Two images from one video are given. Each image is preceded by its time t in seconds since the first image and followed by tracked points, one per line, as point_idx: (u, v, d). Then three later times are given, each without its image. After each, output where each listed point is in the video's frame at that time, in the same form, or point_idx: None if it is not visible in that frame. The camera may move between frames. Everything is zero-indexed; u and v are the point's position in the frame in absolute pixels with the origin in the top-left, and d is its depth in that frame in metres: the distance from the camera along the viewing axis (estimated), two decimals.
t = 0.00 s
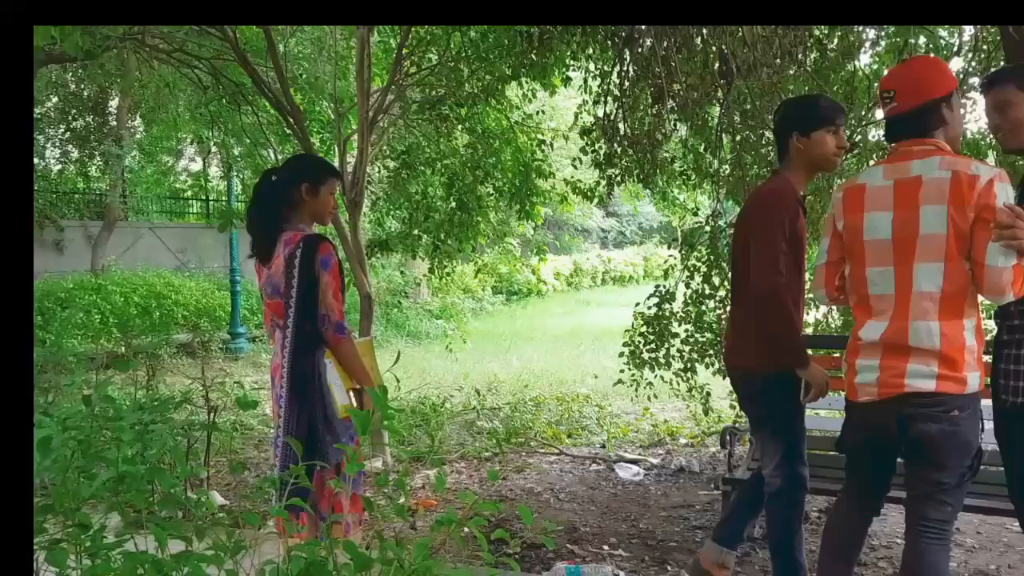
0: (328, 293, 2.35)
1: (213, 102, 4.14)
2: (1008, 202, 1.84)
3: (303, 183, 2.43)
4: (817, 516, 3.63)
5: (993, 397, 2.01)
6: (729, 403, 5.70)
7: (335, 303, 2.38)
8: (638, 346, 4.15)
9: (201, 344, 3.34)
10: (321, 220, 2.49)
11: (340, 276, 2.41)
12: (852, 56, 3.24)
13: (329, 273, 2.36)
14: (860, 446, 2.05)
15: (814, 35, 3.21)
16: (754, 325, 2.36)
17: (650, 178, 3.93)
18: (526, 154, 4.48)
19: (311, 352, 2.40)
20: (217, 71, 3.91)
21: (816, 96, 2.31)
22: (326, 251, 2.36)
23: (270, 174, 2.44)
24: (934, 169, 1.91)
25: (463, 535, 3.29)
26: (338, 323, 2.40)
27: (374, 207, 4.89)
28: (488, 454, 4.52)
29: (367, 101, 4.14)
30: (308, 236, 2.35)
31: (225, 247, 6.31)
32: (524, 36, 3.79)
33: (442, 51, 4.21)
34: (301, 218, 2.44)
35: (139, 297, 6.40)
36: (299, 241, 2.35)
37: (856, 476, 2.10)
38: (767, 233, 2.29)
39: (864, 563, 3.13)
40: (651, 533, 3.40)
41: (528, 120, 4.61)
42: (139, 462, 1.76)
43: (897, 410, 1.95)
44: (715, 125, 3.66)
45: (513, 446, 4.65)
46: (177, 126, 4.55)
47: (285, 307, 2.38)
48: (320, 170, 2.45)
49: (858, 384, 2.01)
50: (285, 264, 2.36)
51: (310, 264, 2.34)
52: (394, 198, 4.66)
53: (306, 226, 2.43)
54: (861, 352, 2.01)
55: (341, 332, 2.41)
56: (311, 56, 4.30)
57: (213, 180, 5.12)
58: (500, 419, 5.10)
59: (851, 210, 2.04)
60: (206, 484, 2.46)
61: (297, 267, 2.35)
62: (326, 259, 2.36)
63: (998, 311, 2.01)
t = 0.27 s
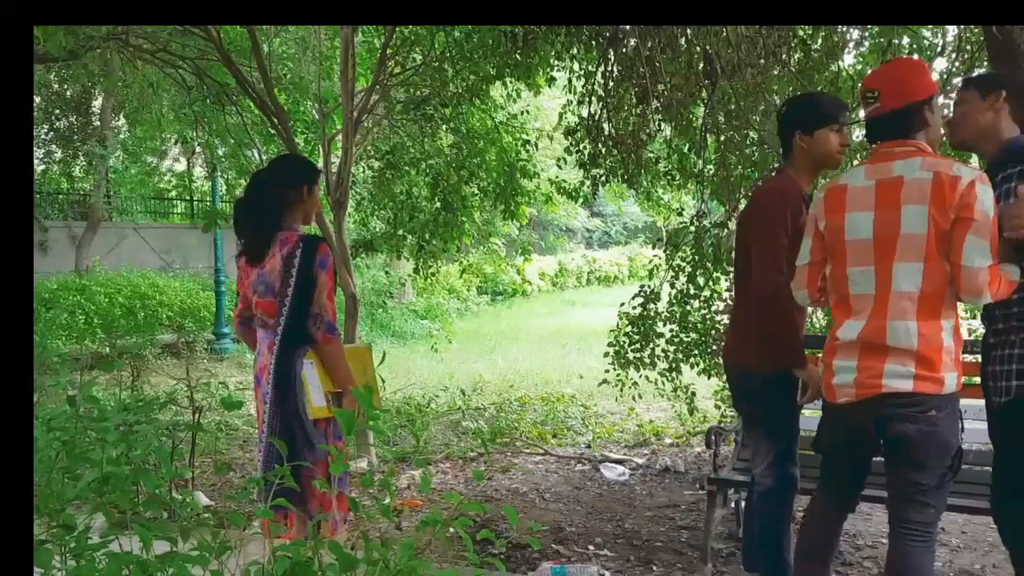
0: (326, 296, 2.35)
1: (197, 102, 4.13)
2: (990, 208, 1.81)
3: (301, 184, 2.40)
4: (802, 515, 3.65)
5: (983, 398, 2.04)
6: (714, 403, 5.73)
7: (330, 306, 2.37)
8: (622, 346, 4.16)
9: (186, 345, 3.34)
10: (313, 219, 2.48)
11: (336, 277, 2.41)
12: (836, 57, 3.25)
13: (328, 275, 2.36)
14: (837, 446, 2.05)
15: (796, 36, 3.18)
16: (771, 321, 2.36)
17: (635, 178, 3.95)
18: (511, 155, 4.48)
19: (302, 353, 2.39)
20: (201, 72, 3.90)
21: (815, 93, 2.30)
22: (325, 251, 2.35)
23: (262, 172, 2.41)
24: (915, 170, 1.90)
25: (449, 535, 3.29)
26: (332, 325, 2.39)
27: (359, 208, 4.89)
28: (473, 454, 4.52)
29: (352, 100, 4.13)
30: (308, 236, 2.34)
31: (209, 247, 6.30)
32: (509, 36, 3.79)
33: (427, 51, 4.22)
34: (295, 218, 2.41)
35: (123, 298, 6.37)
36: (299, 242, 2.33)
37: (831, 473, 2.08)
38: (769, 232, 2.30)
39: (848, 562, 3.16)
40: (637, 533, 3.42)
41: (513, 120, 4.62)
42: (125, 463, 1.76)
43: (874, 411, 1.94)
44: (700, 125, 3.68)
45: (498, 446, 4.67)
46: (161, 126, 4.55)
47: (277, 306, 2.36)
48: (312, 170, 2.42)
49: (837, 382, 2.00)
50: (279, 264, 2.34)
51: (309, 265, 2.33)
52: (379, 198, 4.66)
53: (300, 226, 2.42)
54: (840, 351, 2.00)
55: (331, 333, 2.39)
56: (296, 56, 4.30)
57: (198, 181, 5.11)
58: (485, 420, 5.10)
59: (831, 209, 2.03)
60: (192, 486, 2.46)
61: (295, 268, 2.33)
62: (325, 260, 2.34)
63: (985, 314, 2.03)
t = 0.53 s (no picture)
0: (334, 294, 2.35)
1: (188, 102, 4.12)
2: (932, 209, 1.78)
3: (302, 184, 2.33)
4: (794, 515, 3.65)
5: (961, 399, 2.01)
6: (706, 403, 5.74)
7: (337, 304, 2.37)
8: (614, 346, 4.16)
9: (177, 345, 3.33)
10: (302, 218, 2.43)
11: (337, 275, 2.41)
12: (829, 57, 3.23)
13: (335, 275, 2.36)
14: (802, 448, 2.02)
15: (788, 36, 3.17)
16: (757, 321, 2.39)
17: (627, 178, 3.96)
18: (503, 154, 4.48)
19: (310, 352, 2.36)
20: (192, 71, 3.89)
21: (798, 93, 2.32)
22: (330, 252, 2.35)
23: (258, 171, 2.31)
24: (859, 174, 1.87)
25: (441, 535, 3.29)
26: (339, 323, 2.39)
27: (350, 207, 4.88)
28: (466, 453, 4.52)
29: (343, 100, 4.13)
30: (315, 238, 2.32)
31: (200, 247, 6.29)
32: (501, 36, 3.79)
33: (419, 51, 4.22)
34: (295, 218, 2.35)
35: (114, 298, 6.35)
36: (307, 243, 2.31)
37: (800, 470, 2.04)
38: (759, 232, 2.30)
39: (840, 561, 3.16)
40: (629, 533, 3.42)
41: (505, 120, 4.62)
42: (116, 463, 1.75)
43: (836, 413, 1.90)
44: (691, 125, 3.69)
45: (491, 446, 4.67)
46: (152, 126, 4.54)
47: (285, 306, 2.30)
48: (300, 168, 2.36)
49: (801, 386, 1.96)
50: (287, 263, 2.29)
51: (318, 265, 2.31)
52: (370, 198, 4.65)
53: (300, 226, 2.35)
54: (800, 355, 1.96)
55: (337, 332, 2.39)
56: (287, 56, 4.29)
57: (189, 180, 5.10)
58: (477, 420, 5.10)
59: (781, 216, 2.00)
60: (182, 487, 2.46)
61: (305, 269, 2.30)
62: (331, 260, 2.34)
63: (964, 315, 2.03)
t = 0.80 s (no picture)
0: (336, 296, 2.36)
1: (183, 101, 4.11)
2: (871, 210, 1.80)
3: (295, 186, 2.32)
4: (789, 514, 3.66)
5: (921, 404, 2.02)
6: (701, 402, 5.76)
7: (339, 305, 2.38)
8: (610, 346, 4.16)
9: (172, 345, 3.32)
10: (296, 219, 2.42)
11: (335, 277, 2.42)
12: (823, 57, 3.21)
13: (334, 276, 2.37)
14: (762, 451, 2.00)
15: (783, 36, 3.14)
16: (725, 319, 2.39)
17: (622, 178, 3.96)
18: (498, 154, 4.47)
19: (319, 355, 2.37)
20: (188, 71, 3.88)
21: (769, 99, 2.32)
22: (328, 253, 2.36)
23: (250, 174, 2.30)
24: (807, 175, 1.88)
25: (437, 535, 3.29)
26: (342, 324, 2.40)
27: (346, 207, 4.88)
28: (461, 454, 4.52)
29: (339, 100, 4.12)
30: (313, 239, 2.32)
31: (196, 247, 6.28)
32: (497, 36, 3.78)
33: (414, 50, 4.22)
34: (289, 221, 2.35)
35: (109, 297, 6.34)
36: (304, 245, 2.31)
37: (761, 473, 2.02)
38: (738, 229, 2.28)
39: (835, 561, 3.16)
40: (625, 532, 3.42)
41: (500, 119, 4.62)
42: (110, 463, 1.74)
43: (789, 412, 1.89)
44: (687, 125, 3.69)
45: (486, 446, 4.67)
46: (147, 125, 4.53)
47: (285, 308, 2.30)
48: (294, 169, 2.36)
49: (753, 384, 1.96)
50: (287, 266, 2.30)
51: (317, 267, 2.32)
52: (366, 198, 4.65)
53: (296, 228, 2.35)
54: (753, 353, 1.96)
55: (341, 331, 2.41)
56: (282, 56, 4.28)
57: (184, 180, 5.09)
58: (473, 420, 5.10)
59: (733, 216, 2.00)
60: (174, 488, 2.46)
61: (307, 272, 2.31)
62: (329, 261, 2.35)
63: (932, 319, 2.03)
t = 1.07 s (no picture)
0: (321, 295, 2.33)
1: (181, 102, 4.11)
2: (845, 210, 1.78)
3: (280, 185, 2.36)
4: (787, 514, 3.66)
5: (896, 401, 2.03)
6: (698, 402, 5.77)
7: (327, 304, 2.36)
8: (608, 346, 4.17)
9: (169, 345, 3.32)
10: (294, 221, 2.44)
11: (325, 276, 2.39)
12: (820, 56, 3.21)
13: (318, 276, 2.34)
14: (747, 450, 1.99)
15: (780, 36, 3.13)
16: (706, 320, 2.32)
17: (620, 179, 3.97)
18: (495, 154, 4.47)
19: (309, 354, 2.37)
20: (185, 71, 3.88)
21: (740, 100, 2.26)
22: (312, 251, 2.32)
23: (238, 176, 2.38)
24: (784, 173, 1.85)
25: (434, 535, 3.29)
26: (332, 324, 2.38)
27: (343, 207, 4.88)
28: (459, 454, 4.52)
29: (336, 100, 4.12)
30: (292, 237, 2.30)
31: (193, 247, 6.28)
32: (495, 37, 3.78)
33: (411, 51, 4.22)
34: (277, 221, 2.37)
35: (107, 298, 6.34)
36: (285, 244, 2.30)
37: (746, 474, 2.01)
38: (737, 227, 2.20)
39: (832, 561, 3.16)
40: (623, 532, 3.41)
41: (497, 120, 4.63)
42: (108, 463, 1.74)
43: (772, 412, 1.87)
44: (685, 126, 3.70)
45: (484, 446, 4.67)
46: (145, 126, 4.54)
47: (271, 308, 2.33)
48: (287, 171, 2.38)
49: (735, 383, 1.94)
50: (267, 265, 2.30)
51: (298, 266, 2.30)
52: (364, 198, 4.65)
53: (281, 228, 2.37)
54: (734, 353, 1.94)
55: (332, 330, 2.38)
56: (279, 56, 4.28)
57: (181, 180, 5.09)
58: (470, 420, 5.11)
59: (712, 215, 1.98)
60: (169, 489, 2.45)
61: (286, 270, 2.29)
62: (313, 261, 2.31)
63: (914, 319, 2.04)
